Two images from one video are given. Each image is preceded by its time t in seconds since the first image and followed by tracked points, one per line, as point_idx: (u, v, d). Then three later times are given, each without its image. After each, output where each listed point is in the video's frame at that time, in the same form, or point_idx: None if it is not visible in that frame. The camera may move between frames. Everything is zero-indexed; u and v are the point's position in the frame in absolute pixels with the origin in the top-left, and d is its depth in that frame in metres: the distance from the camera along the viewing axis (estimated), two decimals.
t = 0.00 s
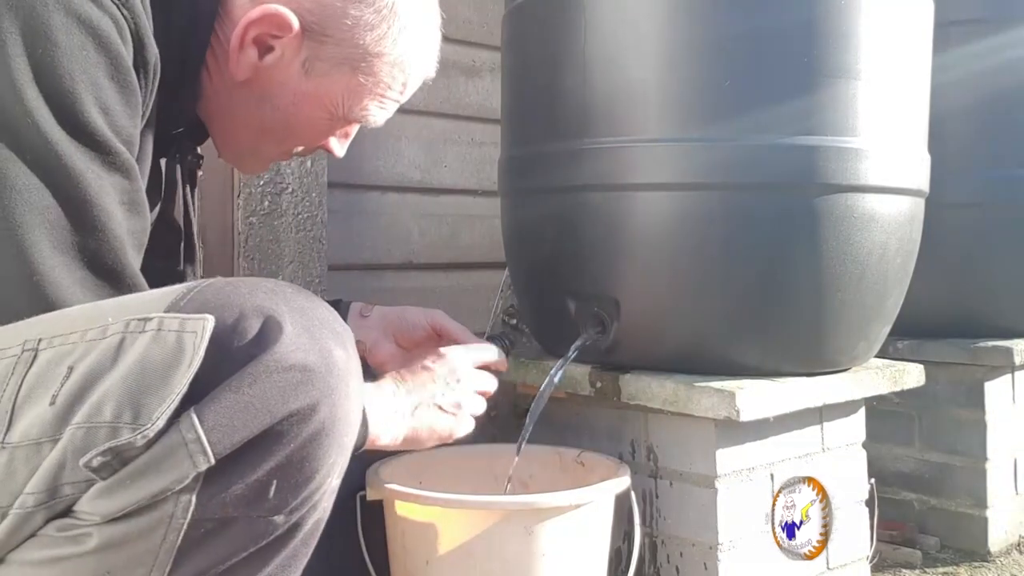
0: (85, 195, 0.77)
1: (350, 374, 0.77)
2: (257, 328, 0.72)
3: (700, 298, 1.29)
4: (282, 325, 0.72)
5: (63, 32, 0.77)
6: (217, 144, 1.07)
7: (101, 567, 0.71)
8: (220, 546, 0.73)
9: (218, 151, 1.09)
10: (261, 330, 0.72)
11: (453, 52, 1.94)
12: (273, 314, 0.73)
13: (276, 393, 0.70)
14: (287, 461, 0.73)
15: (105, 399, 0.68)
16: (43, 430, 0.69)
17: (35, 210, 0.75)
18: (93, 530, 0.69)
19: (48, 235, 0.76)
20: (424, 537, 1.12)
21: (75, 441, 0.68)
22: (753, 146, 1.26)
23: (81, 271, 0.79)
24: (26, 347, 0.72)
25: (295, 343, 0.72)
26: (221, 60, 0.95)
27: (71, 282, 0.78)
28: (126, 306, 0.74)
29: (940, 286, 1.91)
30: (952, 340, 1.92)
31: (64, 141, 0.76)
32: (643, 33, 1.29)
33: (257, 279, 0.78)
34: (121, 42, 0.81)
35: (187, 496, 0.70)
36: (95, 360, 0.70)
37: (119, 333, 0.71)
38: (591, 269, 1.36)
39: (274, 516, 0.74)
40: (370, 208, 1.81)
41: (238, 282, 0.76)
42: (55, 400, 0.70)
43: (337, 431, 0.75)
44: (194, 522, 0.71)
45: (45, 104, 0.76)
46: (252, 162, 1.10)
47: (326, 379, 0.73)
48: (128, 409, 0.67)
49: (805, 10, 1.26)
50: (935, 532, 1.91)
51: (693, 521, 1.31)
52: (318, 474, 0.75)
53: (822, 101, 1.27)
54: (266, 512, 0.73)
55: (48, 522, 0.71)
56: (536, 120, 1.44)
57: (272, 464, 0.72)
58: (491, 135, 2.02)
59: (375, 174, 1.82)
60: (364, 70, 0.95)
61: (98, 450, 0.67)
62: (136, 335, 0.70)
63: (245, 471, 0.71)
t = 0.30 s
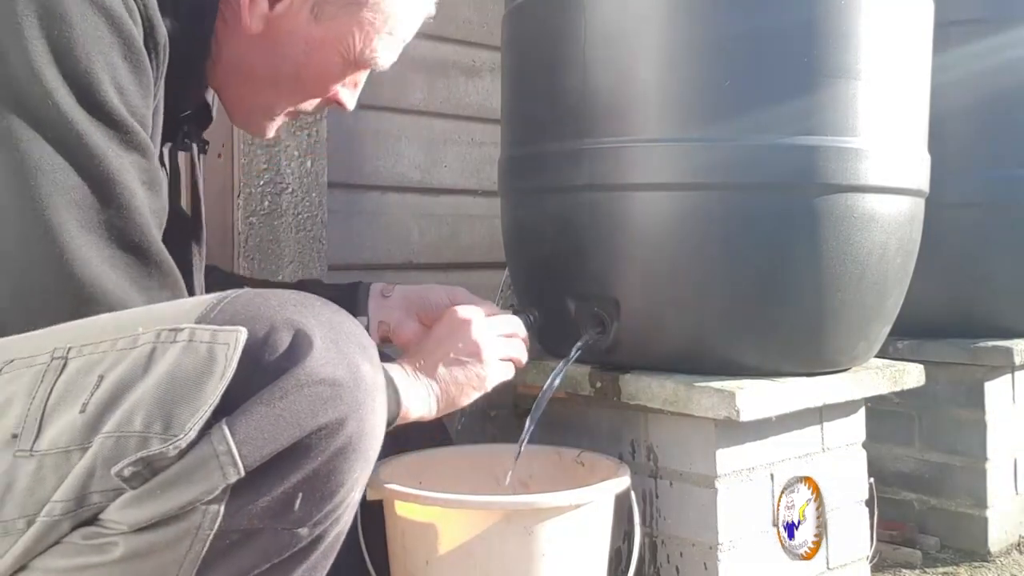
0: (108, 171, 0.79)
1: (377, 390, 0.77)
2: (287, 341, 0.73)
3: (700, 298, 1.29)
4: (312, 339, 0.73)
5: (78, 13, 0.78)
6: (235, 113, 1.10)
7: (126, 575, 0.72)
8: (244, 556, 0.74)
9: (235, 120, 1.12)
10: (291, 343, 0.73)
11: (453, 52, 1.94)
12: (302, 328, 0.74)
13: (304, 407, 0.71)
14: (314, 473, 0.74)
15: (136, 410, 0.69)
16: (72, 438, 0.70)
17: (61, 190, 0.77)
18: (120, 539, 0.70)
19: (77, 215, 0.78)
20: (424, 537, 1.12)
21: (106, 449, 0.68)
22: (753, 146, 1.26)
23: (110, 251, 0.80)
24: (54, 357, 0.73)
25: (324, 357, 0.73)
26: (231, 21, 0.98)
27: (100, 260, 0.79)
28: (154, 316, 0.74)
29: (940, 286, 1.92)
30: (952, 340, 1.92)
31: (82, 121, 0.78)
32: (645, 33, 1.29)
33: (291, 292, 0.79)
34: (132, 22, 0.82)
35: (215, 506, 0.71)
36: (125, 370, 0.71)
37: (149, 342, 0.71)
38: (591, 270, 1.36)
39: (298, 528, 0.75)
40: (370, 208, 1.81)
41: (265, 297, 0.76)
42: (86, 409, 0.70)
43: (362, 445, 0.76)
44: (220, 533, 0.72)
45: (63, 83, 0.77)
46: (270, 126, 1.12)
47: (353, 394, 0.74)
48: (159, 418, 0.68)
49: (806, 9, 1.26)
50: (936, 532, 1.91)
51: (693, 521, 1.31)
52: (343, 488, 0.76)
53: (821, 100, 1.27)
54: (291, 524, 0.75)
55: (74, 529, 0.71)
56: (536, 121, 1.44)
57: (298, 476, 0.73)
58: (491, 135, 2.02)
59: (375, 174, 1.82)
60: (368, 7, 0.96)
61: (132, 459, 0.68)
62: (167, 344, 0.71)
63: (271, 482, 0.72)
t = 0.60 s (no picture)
0: (175, 121, 0.82)
1: (427, 400, 0.78)
2: (352, 353, 0.72)
3: (699, 298, 1.29)
4: (374, 351, 0.73)
5: None
6: (256, 68, 1.08)
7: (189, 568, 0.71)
8: (297, 555, 0.74)
9: (255, 79, 1.10)
10: (356, 355, 0.72)
11: (453, 52, 1.94)
12: (364, 340, 0.74)
13: (368, 415, 0.71)
14: (371, 477, 0.74)
15: (211, 410, 0.68)
16: (147, 438, 0.68)
17: (133, 138, 0.79)
18: (188, 531, 0.69)
19: (149, 163, 0.80)
20: (424, 536, 1.12)
21: (179, 451, 0.67)
22: (754, 146, 1.26)
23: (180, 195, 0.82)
24: (125, 359, 0.72)
25: (385, 368, 0.73)
26: None
27: (175, 206, 0.81)
28: (222, 322, 0.74)
29: (940, 286, 1.92)
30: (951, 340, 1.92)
31: (145, 71, 0.80)
32: (644, 33, 1.29)
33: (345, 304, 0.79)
34: None
35: (280, 503, 0.70)
36: (197, 374, 0.70)
37: (220, 347, 0.71)
38: (591, 270, 1.36)
39: (352, 530, 0.75)
40: (369, 208, 1.81)
41: (324, 307, 0.76)
42: (161, 410, 0.69)
43: (413, 454, 0.77)
44: (280, 529, 0.72)
45: (125, 37, 0.80)
46: (308, 72, 1.12)
47: (409, 404, 0.75)
48: (232, 419, 0.68)
49: (806, 9, 1.26)
50: (936, 532, 1.91)
51: (693, 521, 1.30)
52: (394, 493, 0.77)
53: (821, 100, 1.27)
54: (344, 525, 0.75)
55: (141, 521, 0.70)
56: (536, 121, 1.44)
57: (356, 479, 0.73)
58: (491, 135, 2.02)
59: (375, 174, 1.82)
60: None
61: (208, 458, 0.67)
62: (239, 350, 0.71)
63: (331, 484, 0.72)
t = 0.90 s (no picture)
0: (193, 107, 0.78)
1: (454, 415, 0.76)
2: (388, 366, 0.70)
3: (699, 297, 1.29)
4: (409, 366, 0.71)
5: None
6: (268, 55, 1.06)
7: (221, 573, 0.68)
8: (324, 562, 0.71)
9: (264, 66, 1.07)
10: (392, 368, 0.70)
11: (452, 52, 1.94)
12: (398, 354, 0.72)
13: (403, 427, 0.69)
14: (402, 489, 0.72)
15: (252, 418, 0.66)
16: (189, 444, 0.66)
17: (152, 123, 0.75)
18: (224, 536, 0.66)
19: (168, 150, 0.76)
20: (424, 537, 1.12)
21: (219, 458, 0.65)
22: (753, 146, 1.26)
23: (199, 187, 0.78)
24: (164, 366, 0.69)
25: (419, 382, 0.71)
26: None
27: (192, 195, 0.77)
28: (261, 332, 0.71)
29: (940, 286, 1.92)
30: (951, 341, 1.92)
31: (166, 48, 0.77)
32: (643, 33, 1.29)
33: (374, 318, 0.77)
34: None
35: (315, 509, 0.67)
36: (238, 382, 0.67)
37: (260, 357, 0.69)
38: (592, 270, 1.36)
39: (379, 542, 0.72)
40: (369, 208, 1.81)
41: (356, 319, 0.74)
42: (203, 417, 0.66)
43: (439, 468, 0.75)
44: (312, 536, 0.69)
45: (143, 15, 0.76)
46: (317, 58, 1.12)
47: (440, 418, 0.72)
48: (272, 428, 0.65)
49: (808, 9, 1.26)
50: (936, 532, 1.91)
51: (693, 522, 1.30)
52: (421, 506, 0.74)
53: (822, 99, 1.27)
54: (372, 533, 0.72)
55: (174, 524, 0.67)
56: (537, 121, 1.44)
57: (387, 489, 0.70)
58: (491, 136, 2.02)
59: (375, 174, 1.82)
60: None
61: (250, 464, 0.65)
62: (279, 361, 0.68)
63: (363, 493, 0.69)
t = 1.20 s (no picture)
0: (199, 94, 0.77)
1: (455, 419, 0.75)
2: (388, 371, 0.70)
3: (700, 297, 1.28)
4: (410, 371, 0.70)
5: None
6: (268, 48, 1.06)
7: None
8: (322, 567, 0.70)
9: (264, 58, 1.07)
10: (393, 373, 0.69)
11: (452, 51, 1.93)
12: (399, 358, 0.71)
13: (402, 432, 0.68)
14: (401, 495, 0.71)
15: (250, 423, 0.65)
16: (187, 449, 0.65)
17: (155, 111, 0.74)
18: (222, 542, 0.66)
19: (172, 138, 0.75)
20: (424, 538, 1.11)
21: (218, 464, 0.64)
22: (755, 145, 1.25)
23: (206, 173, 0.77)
24: (162, 370, 0.68)
25: (419, 386, 0.70)
26: None
27: (198, 181, 0.76)
28: (263, 335, 0.70)
29: (941, 286, 1.91)
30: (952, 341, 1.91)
31: (169, 38, 0.76)
32: (642, 32, 1.28)
33: (374, 321, 0.76)
34: None
35: (313, 515, 0.67)
36: (237, 386, 0.67)
37: (260, 361, 0.68)
38: (592, 270, 1.35)
39: (377, 547, 0.72)
40: (368, 208, 1.81)
41: (358, 322, 0.73)
42: (201, 423, 0.65)
43: (439, 474, 0.74)
44: (310, 542, 0.68)
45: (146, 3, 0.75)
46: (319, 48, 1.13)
47: (439, 423, 0.72)
48: (271, 433, 0.65)
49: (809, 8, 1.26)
50: (938, 533, 1.91)
51: (694, 523, 1.30)
52: (420, 511, 0.73)
53: (823, 98, 1.26)
54: (370, 538, 0.71)
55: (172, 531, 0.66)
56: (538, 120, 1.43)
57: (386, 494, 0.70)
58: (491, 135, 2.01)
59: (375, 174, 1.81)
60: None
61: (247, 470, 0.64)
62: (279, 365, 0.67)
63: (362, 499, 0.69)
